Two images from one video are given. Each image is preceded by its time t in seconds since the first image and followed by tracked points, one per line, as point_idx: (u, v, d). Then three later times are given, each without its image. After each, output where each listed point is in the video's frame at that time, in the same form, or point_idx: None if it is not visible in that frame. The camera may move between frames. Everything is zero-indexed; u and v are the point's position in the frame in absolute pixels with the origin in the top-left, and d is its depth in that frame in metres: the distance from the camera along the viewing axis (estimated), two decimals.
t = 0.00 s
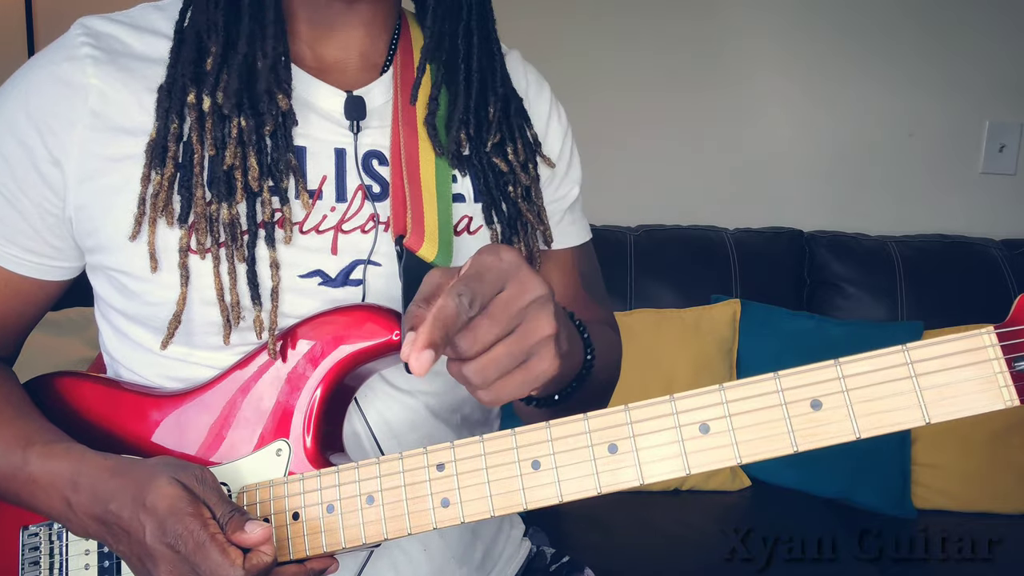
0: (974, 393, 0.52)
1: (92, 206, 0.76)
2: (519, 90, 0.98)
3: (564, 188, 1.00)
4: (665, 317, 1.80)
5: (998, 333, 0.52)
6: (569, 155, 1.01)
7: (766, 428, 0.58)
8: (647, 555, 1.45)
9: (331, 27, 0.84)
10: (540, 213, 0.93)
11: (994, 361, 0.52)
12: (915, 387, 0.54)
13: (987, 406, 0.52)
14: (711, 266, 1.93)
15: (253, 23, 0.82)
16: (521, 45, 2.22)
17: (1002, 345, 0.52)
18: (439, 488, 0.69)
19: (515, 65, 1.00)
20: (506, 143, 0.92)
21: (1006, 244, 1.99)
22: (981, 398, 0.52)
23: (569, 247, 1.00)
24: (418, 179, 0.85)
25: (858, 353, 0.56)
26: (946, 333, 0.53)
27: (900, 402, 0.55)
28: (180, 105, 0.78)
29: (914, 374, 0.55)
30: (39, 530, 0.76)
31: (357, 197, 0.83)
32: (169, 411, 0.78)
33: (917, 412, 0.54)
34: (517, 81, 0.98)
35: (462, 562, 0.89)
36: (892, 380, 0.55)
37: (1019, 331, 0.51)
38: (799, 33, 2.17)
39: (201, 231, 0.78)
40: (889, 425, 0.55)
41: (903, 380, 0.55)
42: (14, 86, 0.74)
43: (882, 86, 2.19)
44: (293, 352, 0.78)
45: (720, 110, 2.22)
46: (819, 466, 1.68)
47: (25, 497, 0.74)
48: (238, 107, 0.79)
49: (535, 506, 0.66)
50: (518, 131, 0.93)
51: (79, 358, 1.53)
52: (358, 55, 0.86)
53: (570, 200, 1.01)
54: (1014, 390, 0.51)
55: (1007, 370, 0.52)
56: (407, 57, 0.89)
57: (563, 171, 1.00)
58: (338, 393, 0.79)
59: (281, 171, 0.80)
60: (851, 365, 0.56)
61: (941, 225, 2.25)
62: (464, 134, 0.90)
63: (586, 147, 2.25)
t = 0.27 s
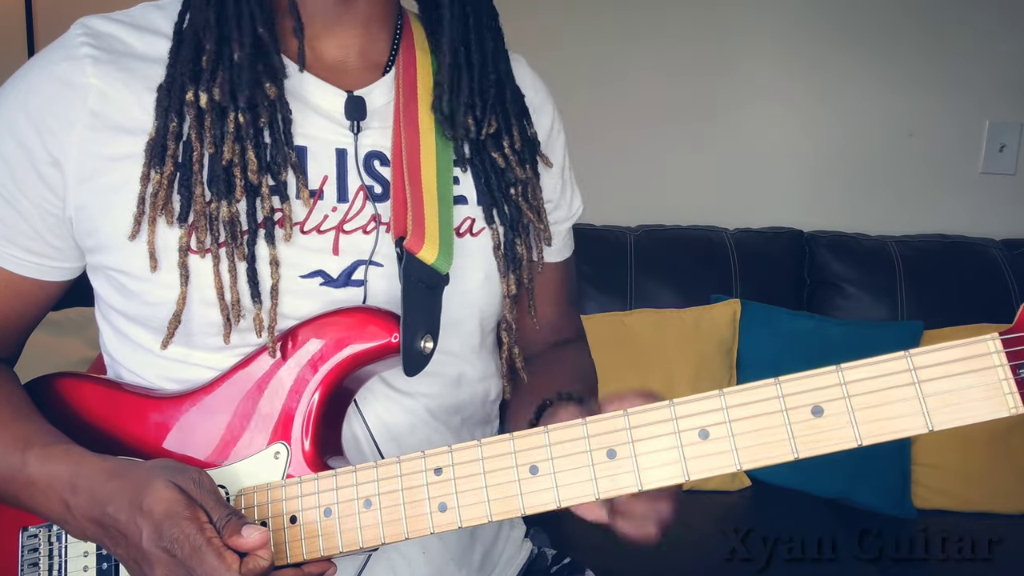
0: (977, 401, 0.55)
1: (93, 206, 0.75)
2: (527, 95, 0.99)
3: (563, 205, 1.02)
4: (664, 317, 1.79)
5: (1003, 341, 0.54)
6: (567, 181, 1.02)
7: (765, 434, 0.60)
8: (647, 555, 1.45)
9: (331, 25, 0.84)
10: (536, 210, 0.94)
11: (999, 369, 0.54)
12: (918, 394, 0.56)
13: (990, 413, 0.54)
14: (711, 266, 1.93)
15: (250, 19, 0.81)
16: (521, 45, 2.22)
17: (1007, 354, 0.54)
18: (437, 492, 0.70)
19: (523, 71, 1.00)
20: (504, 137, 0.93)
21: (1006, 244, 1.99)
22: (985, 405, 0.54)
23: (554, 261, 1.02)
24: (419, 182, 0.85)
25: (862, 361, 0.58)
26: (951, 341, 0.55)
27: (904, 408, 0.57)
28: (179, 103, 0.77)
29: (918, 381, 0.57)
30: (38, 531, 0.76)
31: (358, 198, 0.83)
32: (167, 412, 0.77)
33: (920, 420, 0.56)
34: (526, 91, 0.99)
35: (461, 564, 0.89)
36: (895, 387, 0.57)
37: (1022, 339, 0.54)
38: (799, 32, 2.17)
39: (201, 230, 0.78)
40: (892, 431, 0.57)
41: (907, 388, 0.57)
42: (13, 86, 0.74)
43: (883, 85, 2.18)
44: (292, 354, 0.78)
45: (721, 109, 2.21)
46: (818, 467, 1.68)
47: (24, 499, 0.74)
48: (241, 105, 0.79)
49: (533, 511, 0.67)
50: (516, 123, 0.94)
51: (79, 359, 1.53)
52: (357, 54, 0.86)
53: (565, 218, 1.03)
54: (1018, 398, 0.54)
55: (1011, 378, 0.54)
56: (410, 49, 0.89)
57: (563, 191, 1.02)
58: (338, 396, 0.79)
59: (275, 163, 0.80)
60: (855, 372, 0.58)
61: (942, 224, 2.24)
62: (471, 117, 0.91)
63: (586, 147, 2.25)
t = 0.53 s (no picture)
0: (977, 405, 0.55)
1: (97, 209, 0.75)
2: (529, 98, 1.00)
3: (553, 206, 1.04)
4: (664, 318, 1.79)
5: (1002, 348, 0.55)
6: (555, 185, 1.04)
7: (773, 437, 0.60)
8: (648, 556, 1.45)
9: (333, 26, 0.85)
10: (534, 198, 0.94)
11: (999, 375, 0.55)
12: (921, 399, 0.57)
13: (992, 418, 0.55)
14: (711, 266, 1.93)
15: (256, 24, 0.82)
16: (521, 45, 2.21)
17: (1007, 359, 0.55)
18: (446, 493, 0.70)
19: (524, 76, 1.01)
20: (504, 133, 0.93)
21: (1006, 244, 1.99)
22: (984, 410, 0.55)
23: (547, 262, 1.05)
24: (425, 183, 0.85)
25: (866, 366, 0.59)
26: (952, 347, 0.56)
27: (905, 413, 0.57)
28: (185, 105, 0.78)
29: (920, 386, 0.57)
30: (39, 531, 0.76)
31: (368, 199, 0.83)
32: (172, 413, 0.77)
33: (921, 424, 0.57)
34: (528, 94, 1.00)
35: (462, 564, 0.89)
36: (899, 391, 0.58)
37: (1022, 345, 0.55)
38: (799, 32, 2.17)
39: (211, 232, 0.78)
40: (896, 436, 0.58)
41: (910, 393, 0.57)
42: (13, 87, 0.73)
43: (883, 85, 2.19)
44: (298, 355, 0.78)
45: (721, 109, 2.22)
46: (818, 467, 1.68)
47: (25, 499, 0.73)
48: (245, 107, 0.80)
49: (541, 511, 0.67)
50: (514, 116, 0.94)
51: (79, 359, 1.53)
52: (359, 54, 0.87)
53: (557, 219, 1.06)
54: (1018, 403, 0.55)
55: (1011, 383, 0.55)
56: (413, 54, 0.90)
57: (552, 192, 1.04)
58: (343, 397, 0.79)
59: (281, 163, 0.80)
60: (859, 376, 0.59)
61: (942, 224, 2.25)
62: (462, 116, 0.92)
63: (586, 146, 2.25)
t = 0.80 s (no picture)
0: (986, 411, 0.57)
1: (111, 209, 0.74)
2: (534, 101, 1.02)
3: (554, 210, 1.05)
4: (665, 318, 1.80)
5: (1010, 356, 0.57)
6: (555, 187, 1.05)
7: (788, 440, 0.62)
8: (650, 555, 1.45)
9: (347, 28, 0.85)
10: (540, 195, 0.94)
11: (1007, 382, 0.57)
12: (932, 404, 0.58)
13: (1000, 423, 0.57)
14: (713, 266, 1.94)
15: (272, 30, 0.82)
16: (523, 44, 2.21)
17: (1014, 367, 0.57)
18: (465, 492, 0.70)
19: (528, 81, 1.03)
20: (509, 132, 0.94)
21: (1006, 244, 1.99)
22: (993, 416, 0.57)
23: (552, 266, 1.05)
24: (439, 186, 0.86)
25: (879, 372, 0.60)
26: (963, 354, 0.58)
27: (917, 418, 0.59)
28: (201, 107, 0.78)
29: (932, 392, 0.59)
30: (46, 529, 0.76)
31: (381, 201, 0.83)
32: (184, 413, 0.77)
33: (933, 428, 0.58)
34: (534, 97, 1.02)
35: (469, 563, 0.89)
36: (910, 397, 0.59)
37: None
38: (800, 33, 2.18)
39: (228, 234, 0.78)
40: (907, 439, 0.59)
41: (922, 398, 0.59)
42: (23, 88, 0.72)
43: (884, 85, 2.19)
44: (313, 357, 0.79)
45: (722, 110, 2.22)
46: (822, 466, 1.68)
47: (34, 497, 0.73)
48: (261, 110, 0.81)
49: (559, 511, 0.68)
50: (520, 118, 0.96)
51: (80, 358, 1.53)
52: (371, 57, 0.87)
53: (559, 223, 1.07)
54: None
55: (1018, 390, 0.57)
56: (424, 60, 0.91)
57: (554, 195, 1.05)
58: (357, 399, 0.80)
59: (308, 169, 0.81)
60: (872, 382, 0.60)
61: (941, 224, 2.25)
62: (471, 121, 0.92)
63: (587, 146, 2.25)
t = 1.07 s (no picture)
0: (988, 404, 0.57)
1: (111, 205, 0.75)
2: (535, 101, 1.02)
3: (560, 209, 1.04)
4: (665, 317, 1.79)
5: (1014, 351, 0.57)
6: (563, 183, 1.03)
7: (789, 437, 0.62)
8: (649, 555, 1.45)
9: (354, 29, 0.85)
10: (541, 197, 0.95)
11: (1010, 377, 0.57)
12: (934, 400, 0.59)
13: (1004, 418, 0.57)
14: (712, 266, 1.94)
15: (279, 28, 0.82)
16: (522, 44, 2.21)
17: (1018, 362, 0.57)
18: (463, 489, 0.70)
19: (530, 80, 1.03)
20: (512, 138, 0.95)
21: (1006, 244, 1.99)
22: (995, 409, 0.57)
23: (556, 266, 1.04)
24: (439, 185, 0.86)
25: (880, 367, 0.60)
26: (965, 349, 0.58)
27: (918, 413, 0.59)
28: (206, 107, 0.78)
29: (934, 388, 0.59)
30: (46, 527, 0.76)
31: (381, 199, 0.83)
32: (183, 409, 0.77)
33: (935, 424, 0.59)
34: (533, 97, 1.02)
35: (468, 562, 0.89)
36: (913, 392, 0.59)
37: None
38: (800, 32, 2.18)
39: (229, 233, 0.78)
40: (907, 435, 0.59)
41: (923, 393, 0.59)
42: (29, 84, 0.73)
43: (884, 85, 2.19)
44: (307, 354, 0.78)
45: (722, 109, 2.22)
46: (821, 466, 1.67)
47: (34, 494, 0.73)
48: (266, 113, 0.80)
49: (558, 508, 0.68)
50: (524, 125, 0.96)
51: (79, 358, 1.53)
52: (379, 58, 0.87)
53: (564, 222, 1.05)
54: None
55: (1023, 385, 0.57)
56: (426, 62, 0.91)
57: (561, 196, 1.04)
58: (356, 394, 0.80)
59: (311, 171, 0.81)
60: (873, 377, 0.60)
61: (941, 224, 2.25)
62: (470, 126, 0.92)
63: (587, 146, 2.25)
